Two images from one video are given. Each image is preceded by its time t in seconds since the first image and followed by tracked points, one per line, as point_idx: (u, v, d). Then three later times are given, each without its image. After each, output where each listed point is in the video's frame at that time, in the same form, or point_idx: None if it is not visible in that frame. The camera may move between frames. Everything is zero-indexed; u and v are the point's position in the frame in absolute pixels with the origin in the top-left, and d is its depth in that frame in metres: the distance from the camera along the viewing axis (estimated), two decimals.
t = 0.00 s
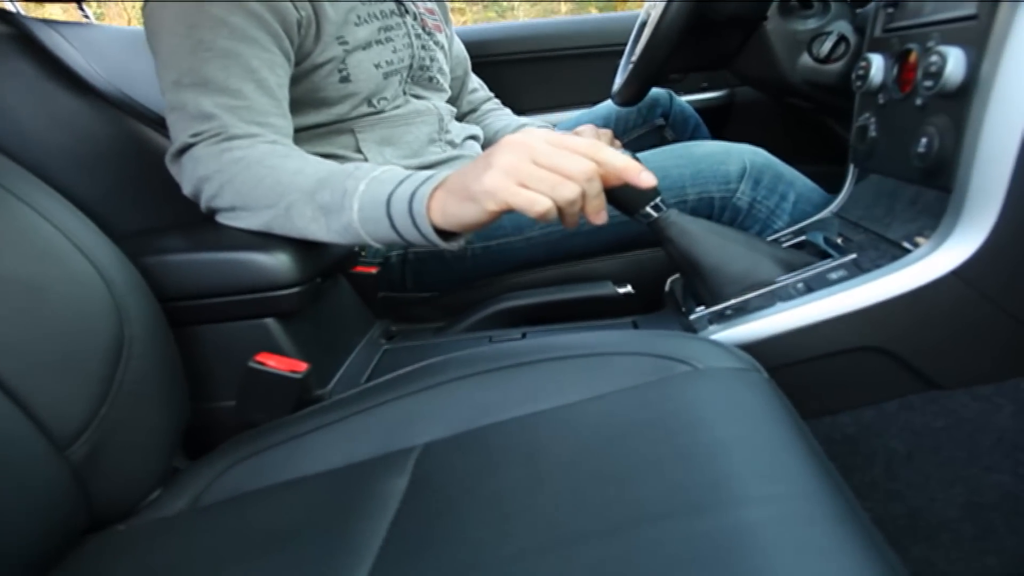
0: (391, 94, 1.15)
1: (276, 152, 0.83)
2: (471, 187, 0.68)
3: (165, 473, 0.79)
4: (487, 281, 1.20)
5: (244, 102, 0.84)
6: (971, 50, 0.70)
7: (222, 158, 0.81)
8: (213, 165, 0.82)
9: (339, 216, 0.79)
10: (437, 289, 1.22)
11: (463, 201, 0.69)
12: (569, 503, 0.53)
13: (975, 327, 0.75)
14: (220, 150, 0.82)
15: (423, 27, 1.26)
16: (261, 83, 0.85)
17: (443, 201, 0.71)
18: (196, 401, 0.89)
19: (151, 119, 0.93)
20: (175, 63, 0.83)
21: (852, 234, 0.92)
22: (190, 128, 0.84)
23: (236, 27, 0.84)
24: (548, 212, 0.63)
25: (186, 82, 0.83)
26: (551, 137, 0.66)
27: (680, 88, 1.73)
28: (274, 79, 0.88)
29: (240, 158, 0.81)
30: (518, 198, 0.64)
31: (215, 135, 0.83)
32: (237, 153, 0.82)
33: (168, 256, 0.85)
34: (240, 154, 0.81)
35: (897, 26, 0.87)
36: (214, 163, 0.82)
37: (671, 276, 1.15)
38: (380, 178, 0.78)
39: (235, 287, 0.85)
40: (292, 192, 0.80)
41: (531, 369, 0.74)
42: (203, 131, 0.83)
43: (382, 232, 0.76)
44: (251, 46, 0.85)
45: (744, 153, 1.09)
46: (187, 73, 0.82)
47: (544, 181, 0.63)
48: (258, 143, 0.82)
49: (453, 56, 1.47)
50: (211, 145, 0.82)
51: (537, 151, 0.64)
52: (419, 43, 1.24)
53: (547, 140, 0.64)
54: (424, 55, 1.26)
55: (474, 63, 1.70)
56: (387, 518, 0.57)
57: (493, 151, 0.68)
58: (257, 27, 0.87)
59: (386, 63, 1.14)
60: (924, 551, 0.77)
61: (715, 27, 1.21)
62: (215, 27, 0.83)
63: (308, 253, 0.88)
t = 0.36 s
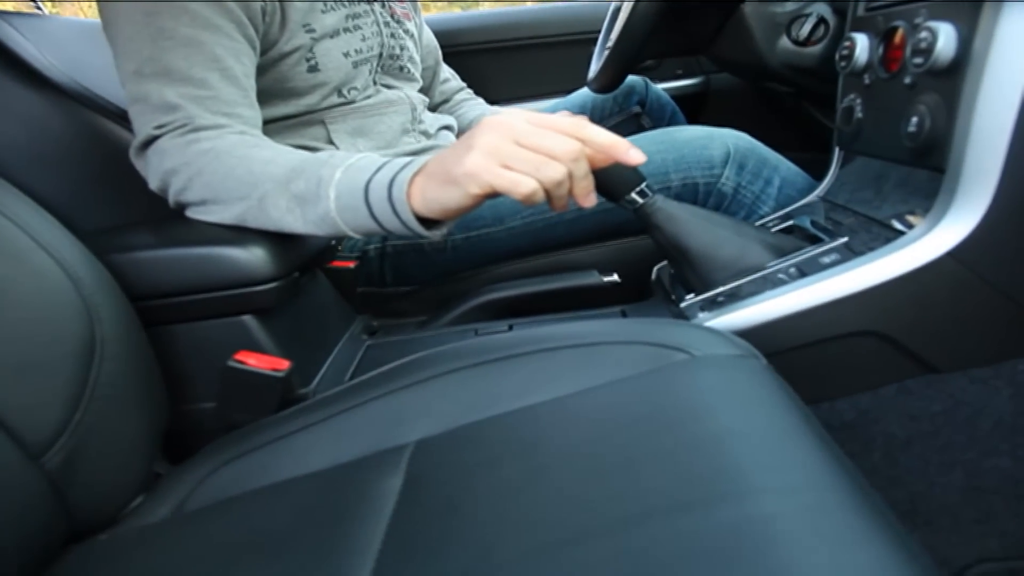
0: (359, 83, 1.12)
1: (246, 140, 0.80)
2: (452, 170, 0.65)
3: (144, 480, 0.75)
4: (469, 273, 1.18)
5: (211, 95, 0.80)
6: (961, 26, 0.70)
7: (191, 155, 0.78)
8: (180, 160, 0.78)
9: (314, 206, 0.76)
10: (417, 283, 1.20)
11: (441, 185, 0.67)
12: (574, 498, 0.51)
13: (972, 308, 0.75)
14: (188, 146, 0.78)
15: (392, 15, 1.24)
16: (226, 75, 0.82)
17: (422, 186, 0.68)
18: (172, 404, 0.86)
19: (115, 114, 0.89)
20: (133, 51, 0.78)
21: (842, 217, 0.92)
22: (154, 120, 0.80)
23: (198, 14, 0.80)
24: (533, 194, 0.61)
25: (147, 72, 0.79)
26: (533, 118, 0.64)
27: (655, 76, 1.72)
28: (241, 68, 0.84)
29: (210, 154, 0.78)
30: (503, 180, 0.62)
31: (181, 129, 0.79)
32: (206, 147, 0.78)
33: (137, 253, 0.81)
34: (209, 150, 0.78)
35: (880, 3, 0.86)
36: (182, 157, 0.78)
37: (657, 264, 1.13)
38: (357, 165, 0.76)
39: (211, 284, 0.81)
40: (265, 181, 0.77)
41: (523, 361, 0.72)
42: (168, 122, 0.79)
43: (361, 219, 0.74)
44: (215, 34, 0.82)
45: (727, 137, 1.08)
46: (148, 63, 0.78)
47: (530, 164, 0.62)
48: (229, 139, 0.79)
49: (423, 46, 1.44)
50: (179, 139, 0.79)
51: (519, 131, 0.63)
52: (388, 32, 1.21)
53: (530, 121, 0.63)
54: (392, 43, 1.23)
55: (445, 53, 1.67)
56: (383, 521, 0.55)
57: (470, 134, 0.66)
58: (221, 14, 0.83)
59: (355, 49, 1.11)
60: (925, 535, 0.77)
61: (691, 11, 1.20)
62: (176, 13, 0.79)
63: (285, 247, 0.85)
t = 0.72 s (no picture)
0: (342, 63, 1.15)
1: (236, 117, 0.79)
2: (499, 142, 0.62)
3: (149, 465, 0.76)
4: (460, 258, 1.19)
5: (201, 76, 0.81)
6: (956, 22, 0.72)
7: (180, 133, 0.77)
8: (171, 142, 0.77)
9: (334, 175, 0.75)
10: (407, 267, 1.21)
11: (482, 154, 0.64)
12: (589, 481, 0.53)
13: (957, 296, 0.79)
14: (176, 124, 0.77)
15: None
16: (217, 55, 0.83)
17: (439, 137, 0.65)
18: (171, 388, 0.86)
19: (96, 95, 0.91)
20: (122, 33, 0.79)
21: (828, 206, 0.95)
22: (138, 104, 0.79)
23: None
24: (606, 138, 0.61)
25: (136, 54, 0.79)
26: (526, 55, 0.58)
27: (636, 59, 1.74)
28: (230, 51, 0.86)
29: (200, 128, 0.76)
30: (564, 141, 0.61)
31: (166, 109, 0.78)
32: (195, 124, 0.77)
33: (134, 239, 0.80)
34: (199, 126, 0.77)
35: None
36: (173, 141, 0.77)
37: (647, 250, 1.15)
38: (360, 125, 0.74)
39: (213, 270, 0.81)
40: (275, 157, 0.76)
41: (527, 347, 0.74)
42: (156, 106, 0.78)
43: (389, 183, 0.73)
44: (205, 16, 0.83)
45: (715, 125, 1.11)
46: (137, 44, 0.79)
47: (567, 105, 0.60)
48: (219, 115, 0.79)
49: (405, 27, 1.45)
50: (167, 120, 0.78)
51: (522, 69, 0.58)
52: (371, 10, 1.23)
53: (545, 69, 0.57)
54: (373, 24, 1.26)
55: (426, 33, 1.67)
56: (400, 505, 0.56)
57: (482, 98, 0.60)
58: None
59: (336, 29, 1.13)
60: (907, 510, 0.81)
61: None
62: None
63: (284, 231, 0.85)
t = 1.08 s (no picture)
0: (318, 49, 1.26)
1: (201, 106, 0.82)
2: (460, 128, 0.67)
3: (167, 452, 0.79)
4: (442, 241, 1.23)
5: (186, 60, 0.86)
6: (921, 19, 0.78)
7: (154, 131, 0.82)
8: (151, 138, 0.83)
9: (301, 169, 0.79)
10: (389, 250, 1.24)
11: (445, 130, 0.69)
12: (604, 454, 0.57)
13: (918, 272, 0.86)
14: (151, 119, 0.82)
15: None
16: (200, 38, 0.88)
17: (379, 124, 0.69)
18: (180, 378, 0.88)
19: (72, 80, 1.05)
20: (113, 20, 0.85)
21: (796, 189, 1.01)
22: (125, 96, 0.85)
23: None
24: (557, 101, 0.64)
25: (129, 44, 0.85)
26: (441, 71, 0.60)
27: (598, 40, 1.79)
28: (219, 37, 0.92)
29: (169, 126, 0.81)
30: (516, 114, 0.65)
31: (145, 104, 0.83)
32: (168, 121, 0.81)
33: (137, 232, 0.82)
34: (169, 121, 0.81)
35: None
36: (152, 137, 0.83)
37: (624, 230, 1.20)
38: (309, 118, 0.77)
39: (216, 260, 0.84)
40: (241, 155, 0.80)
41: (526, 330, 0.77)
42: (132, 102, 0.84)
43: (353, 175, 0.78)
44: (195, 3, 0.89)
45: (687, 110, 1.16)
46: (128, 33, 0.84)
47: (503, 85, 0.64)
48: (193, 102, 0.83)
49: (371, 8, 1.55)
50: (147, 115, 0.83)
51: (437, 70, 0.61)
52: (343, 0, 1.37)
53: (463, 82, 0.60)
54: None
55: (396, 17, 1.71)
56: (428, 479, 0.60)
57: (423, 113, 0.64)
58: None
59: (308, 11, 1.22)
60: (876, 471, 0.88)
61: None
62: None
63: (283, 223, 0.88)
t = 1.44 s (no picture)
0: (286, 65, 1.26)
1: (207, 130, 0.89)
2: (468, 138, 0.83)
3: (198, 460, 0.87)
4: (416, 248, 1.30)
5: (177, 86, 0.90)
6: (848, 59, 0.92)
7: (165, 152, 0.87)
8: (158, 159, 0.88)
9: (319, 177, 0.88)
10: (367, 256, 1.31)
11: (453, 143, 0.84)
12: (604, 447, 0.69)
13: (845, 275, 1.02)
14: (159, 143, 0.88)
15: None
16: (188, 65, 0.91)
17: (404, 131, 0.83)
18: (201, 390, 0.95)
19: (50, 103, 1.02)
20: (99, 53, 0.85)
21: (740, 199, 1.15)
22: (122, 123, 0.88)
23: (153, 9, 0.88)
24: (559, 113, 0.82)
25: (119, 74, 0.86)
26: (473, 74, 0.78)
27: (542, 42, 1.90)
28: (202, 63, 0.94)
29: (183, 146, 0.87)
30: (518, 124, 0.82)
31: (147, 128, 0.88)
32: (179, 141, 0.87)
33: (156, 260, 0.88)
34: (180, 141, 0.87)
35: (779, 23, 1.09)
36: (160, 159, 0.88)
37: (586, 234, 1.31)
38: (330, 131, 0.88)
39: (229, 284, 0.91)
40: (260, 168, 0.88)
41: (518, 340, 0.88)
42: (134, 130, 0.88)
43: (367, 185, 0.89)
44: (176, 31, 0.90)
45: (637, 125, 1.28)
46: (116, 64, 0.86)
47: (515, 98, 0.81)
48: (198, 125, 0.90)
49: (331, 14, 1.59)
50: (150, 139, 0.88)
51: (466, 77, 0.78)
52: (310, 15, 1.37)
53: (491, 85, 0.78)
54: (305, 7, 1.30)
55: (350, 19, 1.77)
56: (455, 473, 0.71)
57: (447, 113, 0.79)
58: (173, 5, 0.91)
59: (276, 29, 1.21)
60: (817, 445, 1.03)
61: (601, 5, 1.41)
62: (134, 12, 0.87)
63: (286, 247, 0.96)
